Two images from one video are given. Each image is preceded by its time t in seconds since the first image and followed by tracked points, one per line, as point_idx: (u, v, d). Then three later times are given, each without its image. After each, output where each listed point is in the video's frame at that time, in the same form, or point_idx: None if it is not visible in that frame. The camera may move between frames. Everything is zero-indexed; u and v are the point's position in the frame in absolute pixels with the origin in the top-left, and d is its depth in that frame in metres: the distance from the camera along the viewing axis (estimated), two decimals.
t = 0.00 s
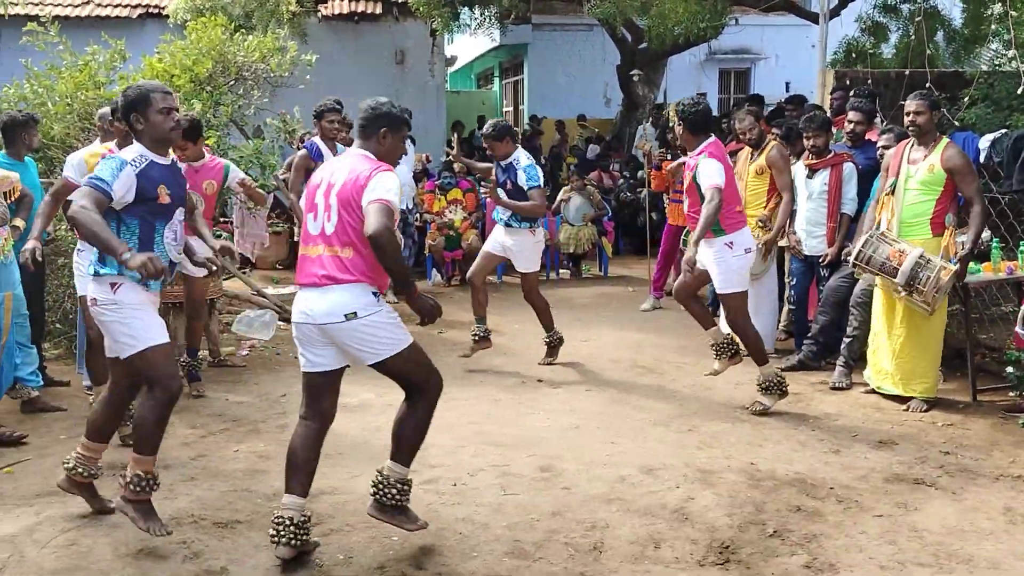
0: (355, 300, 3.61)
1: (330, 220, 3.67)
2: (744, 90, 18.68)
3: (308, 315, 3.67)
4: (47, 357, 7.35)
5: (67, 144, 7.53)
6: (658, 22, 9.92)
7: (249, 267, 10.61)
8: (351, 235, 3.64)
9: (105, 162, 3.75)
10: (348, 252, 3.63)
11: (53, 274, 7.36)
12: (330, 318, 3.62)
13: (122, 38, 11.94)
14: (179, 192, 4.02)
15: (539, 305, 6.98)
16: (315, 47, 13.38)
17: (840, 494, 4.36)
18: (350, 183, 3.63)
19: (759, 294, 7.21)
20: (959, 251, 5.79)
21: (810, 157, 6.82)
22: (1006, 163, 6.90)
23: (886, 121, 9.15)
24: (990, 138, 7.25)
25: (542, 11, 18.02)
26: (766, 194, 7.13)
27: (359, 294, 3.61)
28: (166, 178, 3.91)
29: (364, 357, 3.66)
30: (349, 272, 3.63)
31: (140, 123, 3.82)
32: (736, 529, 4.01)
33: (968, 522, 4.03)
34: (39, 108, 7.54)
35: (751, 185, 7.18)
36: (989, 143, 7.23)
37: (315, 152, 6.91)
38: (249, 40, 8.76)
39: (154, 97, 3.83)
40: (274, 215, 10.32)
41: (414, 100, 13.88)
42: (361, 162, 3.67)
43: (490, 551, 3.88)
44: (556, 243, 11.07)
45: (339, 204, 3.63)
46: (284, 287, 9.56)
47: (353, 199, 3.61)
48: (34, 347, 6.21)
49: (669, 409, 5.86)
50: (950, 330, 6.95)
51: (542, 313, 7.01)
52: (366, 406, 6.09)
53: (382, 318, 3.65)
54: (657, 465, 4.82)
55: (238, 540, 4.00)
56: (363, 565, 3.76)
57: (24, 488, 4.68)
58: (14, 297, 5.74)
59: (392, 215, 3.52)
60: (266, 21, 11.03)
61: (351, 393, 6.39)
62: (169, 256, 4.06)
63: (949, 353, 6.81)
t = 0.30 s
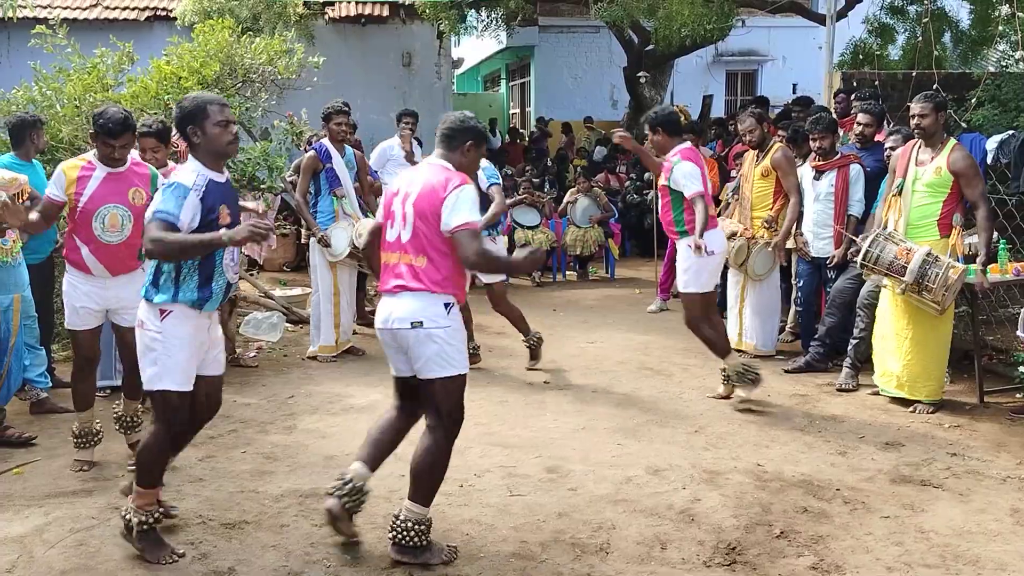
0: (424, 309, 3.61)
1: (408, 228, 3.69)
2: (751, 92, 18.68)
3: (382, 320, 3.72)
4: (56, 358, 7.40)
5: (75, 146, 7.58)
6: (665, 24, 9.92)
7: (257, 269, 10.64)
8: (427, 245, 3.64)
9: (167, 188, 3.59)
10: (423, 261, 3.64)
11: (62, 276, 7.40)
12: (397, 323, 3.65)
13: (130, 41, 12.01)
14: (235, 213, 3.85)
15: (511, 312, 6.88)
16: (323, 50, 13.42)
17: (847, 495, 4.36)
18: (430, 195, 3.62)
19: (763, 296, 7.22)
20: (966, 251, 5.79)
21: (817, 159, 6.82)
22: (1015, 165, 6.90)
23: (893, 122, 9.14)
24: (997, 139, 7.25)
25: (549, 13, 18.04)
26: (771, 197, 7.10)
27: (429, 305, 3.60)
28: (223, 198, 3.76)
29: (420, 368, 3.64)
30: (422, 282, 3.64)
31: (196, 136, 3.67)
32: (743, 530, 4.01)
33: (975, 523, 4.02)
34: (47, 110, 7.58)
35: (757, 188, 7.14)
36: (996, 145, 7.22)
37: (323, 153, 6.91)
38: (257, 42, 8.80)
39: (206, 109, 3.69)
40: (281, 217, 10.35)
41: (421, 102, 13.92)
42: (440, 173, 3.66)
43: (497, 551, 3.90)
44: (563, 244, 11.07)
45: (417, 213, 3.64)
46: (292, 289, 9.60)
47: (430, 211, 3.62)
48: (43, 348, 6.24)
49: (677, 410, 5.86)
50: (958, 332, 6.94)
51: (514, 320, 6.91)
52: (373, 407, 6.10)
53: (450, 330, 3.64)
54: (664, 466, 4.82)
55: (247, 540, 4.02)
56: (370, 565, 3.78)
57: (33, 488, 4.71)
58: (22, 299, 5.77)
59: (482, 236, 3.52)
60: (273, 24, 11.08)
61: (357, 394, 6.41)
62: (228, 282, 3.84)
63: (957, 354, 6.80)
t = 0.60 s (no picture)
0: (487, 308, 3.85)
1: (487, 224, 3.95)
2: (753, 89, 18.67)
3: (448, 312, 3.98)
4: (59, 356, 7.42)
5: (78, 145, 7.59)
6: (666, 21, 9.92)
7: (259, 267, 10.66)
8: (501, 244, 3.89)
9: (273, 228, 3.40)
10: (493, 258, 3.88)
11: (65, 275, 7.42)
12: (461, 316, 3.91)
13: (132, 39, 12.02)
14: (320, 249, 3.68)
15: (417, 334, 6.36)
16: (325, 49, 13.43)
17: (849, 491, 4.37)
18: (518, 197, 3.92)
19: (762, 293, 7.22)
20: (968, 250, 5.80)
21: (819, 156, 6.82)
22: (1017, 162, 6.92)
23: (895, 120, 9.15)
24: (999, 136, 7.27)
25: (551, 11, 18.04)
26: (773, 193, 7.14)
27: (493, 303, 3.84)
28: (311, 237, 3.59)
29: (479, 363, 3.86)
30: (489, 277, 3.88)
31: (299, 173, 3.51)
32: (745, 526, 4.03)
33: (977, 519, 4.03)
34: (50, 109, 7.61)
35: (759, 185, 7.18)
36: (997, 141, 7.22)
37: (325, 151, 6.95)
38: (260, 41, 8.82)
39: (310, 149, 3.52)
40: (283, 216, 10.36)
41: (423, 100, 13.93)
42: (527, 183, 3.97)
43: (500, 547, 3.91)
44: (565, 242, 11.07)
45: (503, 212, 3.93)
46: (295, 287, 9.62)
47: (515, 213, 3.91)
48: (46, 347, 6.26)
49: (679, 407, 5.87)
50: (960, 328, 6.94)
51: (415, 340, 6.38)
52: (376, 404, 6.12)
53: (505, 334, 3.84)
54: (666, 463, 4.84)
55: (250, 537, 4.04)
56: (374, 561, 3.80)
57: (38, 485, 4.73)
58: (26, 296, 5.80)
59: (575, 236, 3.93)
60: (275, 22, 11.10)
61: (361, 391, 6.43)
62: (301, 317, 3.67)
63: (959, 352, 6.81)
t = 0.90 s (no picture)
0: (575, 280, 4.14)
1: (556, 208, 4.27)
2: (754, 86, 18.66)
3: (526, 291, 4.24)
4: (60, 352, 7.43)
5: (79, 141, 7.59)
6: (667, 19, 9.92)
7: (260, 264, 10.66)
8: (572, 224, 4.20)
9: (342, 186, 3.43)
10: (567, 239, 4.18)
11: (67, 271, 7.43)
12: (545, 292, 4.16)
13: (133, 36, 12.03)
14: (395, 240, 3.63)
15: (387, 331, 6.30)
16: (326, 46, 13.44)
17: (849, 487, 4.38)
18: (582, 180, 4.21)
19: (763, 289, 7.24)
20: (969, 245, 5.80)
21: (819, 153, 6.82)
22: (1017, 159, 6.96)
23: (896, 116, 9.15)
24: (1000, 132, 7.30)
25: (552, 8, 18.04)
26: (772, 190, 7.14)
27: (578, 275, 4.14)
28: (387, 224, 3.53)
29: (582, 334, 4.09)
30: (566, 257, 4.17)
31: (388, 167, 3.48)
32: (745, 521, 4.03)
33: (977, 514, 4.04)
34: (50, 105, 7.61)
35: (758, 182, 7.18)
36: (999, 138, 7.24)
37: (323, 147, 6.97)
38: (260, 37, 8.83)
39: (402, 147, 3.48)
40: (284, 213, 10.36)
41: (424, 97, 13.93)
42: (587, 166, 4.27)
43: (501, 542, 3.92)
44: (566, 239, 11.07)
45: (569, 196, 4.23)
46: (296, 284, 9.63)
47: (580, 194, 4.20)
48: (48, 343, 6.26)
49: (680, 404, 5.88)
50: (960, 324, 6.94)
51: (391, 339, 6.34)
52: (377, 401, 6.13)
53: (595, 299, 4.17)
54: (667, 459, 4.84)
55: (252, 532, 4.05)
56: (375, 557, 3.81)
57: (39, 481, 4.74)
58: (27, 293, 5.81)
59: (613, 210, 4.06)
60: (276, 18, 11.10)
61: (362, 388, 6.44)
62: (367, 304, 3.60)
63: (960, 348, 6.81)
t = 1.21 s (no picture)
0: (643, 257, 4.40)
1: (624, 188, 4.48)
2: (754, 85, 18.64)
3: (593, 268, 4.42)
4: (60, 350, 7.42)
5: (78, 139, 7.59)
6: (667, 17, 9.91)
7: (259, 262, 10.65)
8: (641, 204, 4.43)
9: (436, 187, 3.58)
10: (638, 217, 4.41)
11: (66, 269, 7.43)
12: (616, 270, 4.37)
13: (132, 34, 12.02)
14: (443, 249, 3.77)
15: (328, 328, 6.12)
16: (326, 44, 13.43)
17: (848, 484, 4.38)
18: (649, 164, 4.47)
19: (762, 287, 7.24)
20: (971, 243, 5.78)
21: (819, 152, 6.83)
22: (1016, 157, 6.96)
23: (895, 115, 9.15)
24: (999, 131, 7.29)
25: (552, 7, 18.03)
26: (773, 188, 7.13)
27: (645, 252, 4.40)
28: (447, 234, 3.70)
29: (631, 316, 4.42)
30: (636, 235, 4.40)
31: (462, 173, 3.69)
32: (745, 518, 4.03)
33: (976, 512, 4.04)
34: (50, 103, 7.61)
35: (758, 181, 7.19)
36: (997, 136, 7.25)
37: (319, 146, 7.08)
38: (259, 35, 8.83)
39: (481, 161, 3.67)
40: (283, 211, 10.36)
41: (424, 95, 13.92)
42: (651, 148, 4.55)
43: (500, 540, 3.92)
44: (566, 237, 11.06)
45: (636, 176, 4.46)
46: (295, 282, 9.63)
47: (648, 177, 4.47)
48: (47, 341, 6.26)
49: (678, 401, 5.88)
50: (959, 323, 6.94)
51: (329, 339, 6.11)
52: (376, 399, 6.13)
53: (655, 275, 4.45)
54: (666, 456, 4.85)
55: (252, 530, 4.05)
56: (374, 554, 3.81)
57: (39, 479, 4.74)
58: (26, 291, 5.82)
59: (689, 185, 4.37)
60: (275, 15, 11.11)
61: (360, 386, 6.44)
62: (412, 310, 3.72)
63: (959, 346, 6.81)
